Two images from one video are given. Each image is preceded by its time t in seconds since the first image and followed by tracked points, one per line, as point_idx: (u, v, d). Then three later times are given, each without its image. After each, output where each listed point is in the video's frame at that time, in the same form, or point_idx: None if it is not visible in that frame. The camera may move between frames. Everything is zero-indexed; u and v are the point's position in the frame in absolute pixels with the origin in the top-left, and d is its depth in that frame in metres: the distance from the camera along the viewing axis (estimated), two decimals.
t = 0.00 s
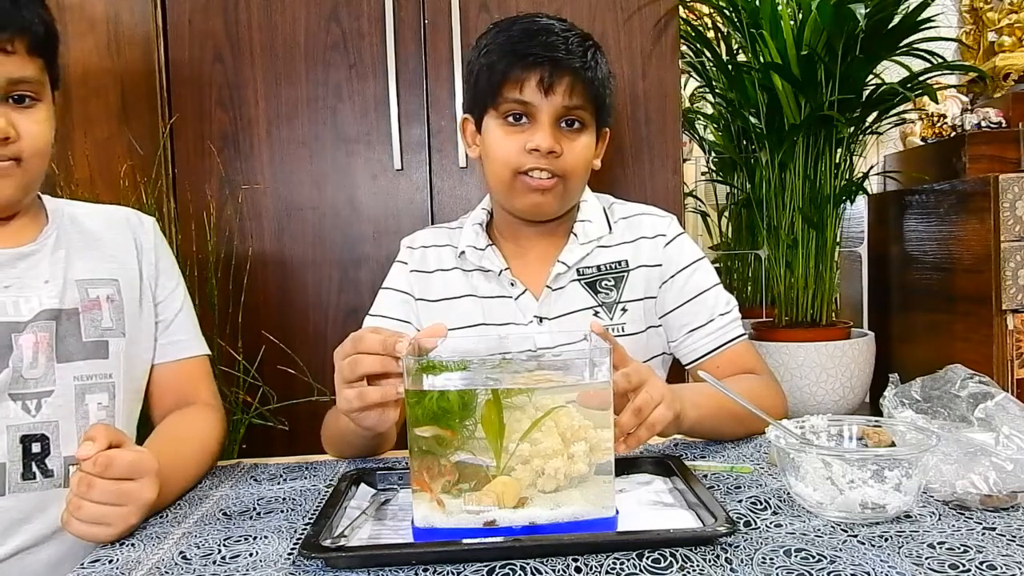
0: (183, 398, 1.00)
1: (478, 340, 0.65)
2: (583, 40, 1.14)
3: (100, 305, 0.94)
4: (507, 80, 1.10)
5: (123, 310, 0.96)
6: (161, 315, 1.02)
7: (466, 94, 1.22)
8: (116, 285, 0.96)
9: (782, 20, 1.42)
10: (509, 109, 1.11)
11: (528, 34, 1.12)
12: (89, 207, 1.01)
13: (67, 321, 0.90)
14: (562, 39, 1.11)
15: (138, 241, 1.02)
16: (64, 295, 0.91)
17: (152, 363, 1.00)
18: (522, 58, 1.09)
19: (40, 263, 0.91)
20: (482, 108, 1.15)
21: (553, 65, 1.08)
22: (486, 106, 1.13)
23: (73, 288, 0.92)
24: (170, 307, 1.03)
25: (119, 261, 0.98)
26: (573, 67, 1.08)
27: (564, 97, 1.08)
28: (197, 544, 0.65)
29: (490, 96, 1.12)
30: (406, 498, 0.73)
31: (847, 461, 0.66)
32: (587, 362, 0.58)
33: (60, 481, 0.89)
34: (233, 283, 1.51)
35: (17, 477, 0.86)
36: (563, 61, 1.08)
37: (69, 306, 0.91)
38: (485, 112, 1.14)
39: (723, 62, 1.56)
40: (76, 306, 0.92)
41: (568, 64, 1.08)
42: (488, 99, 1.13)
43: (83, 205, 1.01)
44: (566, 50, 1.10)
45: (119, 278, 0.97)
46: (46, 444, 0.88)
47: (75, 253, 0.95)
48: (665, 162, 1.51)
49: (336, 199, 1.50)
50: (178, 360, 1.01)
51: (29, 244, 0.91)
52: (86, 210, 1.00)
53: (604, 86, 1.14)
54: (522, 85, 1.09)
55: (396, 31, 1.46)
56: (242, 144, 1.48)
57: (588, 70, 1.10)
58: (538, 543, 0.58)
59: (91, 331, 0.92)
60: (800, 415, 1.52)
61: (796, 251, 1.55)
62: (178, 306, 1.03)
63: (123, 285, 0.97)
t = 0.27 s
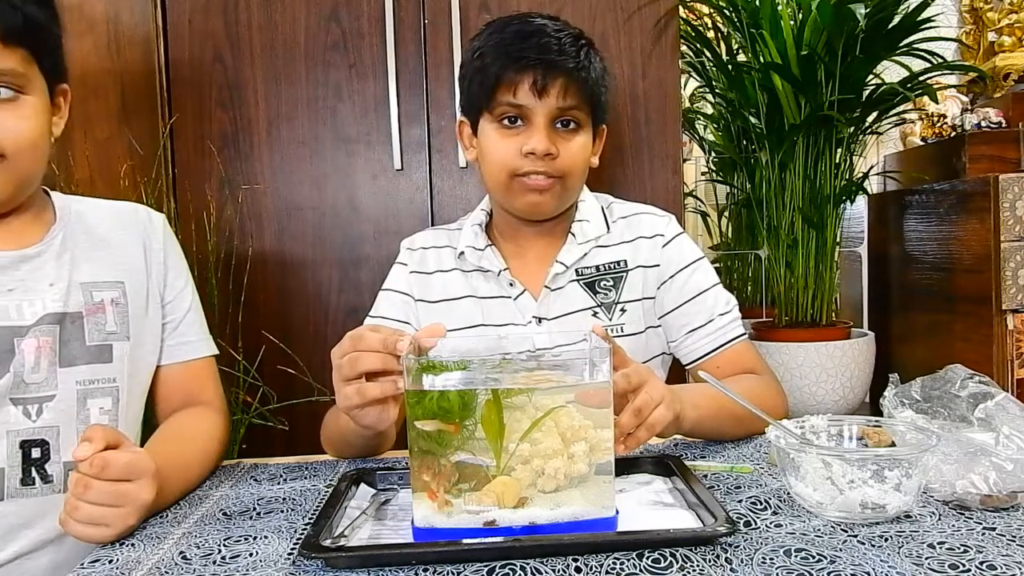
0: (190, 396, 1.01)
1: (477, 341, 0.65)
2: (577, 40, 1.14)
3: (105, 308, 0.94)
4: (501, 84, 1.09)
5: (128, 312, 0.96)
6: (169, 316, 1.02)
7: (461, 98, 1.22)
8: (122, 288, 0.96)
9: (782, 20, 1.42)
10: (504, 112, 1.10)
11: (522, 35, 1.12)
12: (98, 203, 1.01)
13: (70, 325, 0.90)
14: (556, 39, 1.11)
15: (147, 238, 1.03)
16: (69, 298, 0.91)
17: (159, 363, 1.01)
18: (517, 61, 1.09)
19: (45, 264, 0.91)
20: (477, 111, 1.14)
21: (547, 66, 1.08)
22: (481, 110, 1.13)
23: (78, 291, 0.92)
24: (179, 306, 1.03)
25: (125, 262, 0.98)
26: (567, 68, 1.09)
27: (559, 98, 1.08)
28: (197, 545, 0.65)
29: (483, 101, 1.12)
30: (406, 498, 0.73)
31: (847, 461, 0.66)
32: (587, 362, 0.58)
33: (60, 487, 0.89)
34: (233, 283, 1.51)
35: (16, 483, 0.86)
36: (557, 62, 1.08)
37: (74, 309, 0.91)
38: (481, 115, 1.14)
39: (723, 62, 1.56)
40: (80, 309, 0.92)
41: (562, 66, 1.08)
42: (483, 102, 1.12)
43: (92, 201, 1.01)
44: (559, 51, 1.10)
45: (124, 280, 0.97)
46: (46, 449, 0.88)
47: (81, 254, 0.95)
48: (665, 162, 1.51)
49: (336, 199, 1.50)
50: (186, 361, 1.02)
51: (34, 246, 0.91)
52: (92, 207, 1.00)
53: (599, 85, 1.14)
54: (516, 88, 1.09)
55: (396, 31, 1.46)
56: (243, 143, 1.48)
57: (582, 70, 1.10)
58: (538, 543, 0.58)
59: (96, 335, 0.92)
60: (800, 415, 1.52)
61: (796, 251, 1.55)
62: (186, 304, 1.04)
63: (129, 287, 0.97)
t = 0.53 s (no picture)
0: (193, 396, 1.01)
1: (476, 341, 0.65)
2: (573, 41, 1.13)
3: (107, 307, 0.93)
4: (498, 87, 1.09)
5: (130, 312, 0.96)
6: (172, 315, 1.03)
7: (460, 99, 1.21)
8: (124, 286, 0.96)
9: (782, 20, 1.42)
10: (502, 116, 1.10)
11: (519, 37, 1.11)
12: (102, 203, 1.01)
13: (72, 324, 0.90)
14: (553, 42, 1.10)
15: (151, 238, 1.03)
16: (70, 297, 0.91)
17: (161, 362, 1.01)
18: (513, 65, 1.08)
19: (47, 264, 0.91)
20: (476, 114, 1.14)
21: (544, 70, 1.07)
22: (480, 113, 1.13)
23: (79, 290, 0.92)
24: (182, 306, 1.03)
25: (127, 261, 0.98)
26: (564, 71, 1.08)
27: (557, 101, 1.08)
28: (197, 544, 0.65)
29: (482, 105, 1.12)
30: (405, 498, 0.73)
31: (847, 461, 0.66)
32: (587, 363, 0.58)
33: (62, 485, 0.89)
34: (233, 283, 1.51)
35: (20, 481, 0.86)
36: (554, 65, 1.08)
37: (75, 308, 0.91)
38: (479, 118, 1.14)
39: (723, 62, 1.56)
40: (81, 308, 0.91)
41: (559, 69, 1.08)
42: (481, 106, 1.12)
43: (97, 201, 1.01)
44: (556, 54, 1.09)
45: (127, 279, 0.97)
46: (50, 447, 0.88)
47: (83, 254, 0.95)
48: (665, 162, 1.51)
49: (336, 199, 1.50)
50: (189, 360, 1.02)
51: (36, 246, 0.91)
52: (96, 206, 1.00)
53: (596, 86, 1.13)
54: (513, 92, 1.09)
55: (396, 30, 1.46)
56: (243, 143, 1.48)
57: (579, 72, 1.10)
58: (538, 543, 0.59)
59: (98, 334, 0.92)
60: (800, 415, 1.52)
61: (796, 251, 1.55)
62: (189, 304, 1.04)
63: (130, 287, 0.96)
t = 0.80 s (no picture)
0: (193, 396, 1.01)
1: (476, 340, 0.65)
2: (568, 38, 1.14)
3: (107, 307, 0.94)
4: (493, 86, 1.09)
5: (130, 312, 0.95)
6: (172, 315, 1.02)
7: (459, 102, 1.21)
8: (124, 287, 0.96)
9: (782, 20, 1.42)
10: (499, 115, 1.10)
11: (513, 35, 1.12)
12: (105, 204, 1.01)
13: (73, 324, 0.90)
14: (547, 39, 1.11)
15: (153, 238, 1.03)
16: (70, 298, 0.91)
17: (161, 361, 1.01)
18: (507, 63, 1.08)
19: (49, 264, 0.91)
20: (473, 115, 1.15)
21: (538, 66, 1.07)
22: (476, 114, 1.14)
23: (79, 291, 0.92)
24: (182, 306, 1.03)
25: (128, 261, 0.98)
26: (558, 66, 1.08)
27: (551, 98, 1.08)
28: (197, 544, 0.65)
29: (478, 105, 1.13)
30: (406, 498, 0.73)
31: (847, 461, 0.66)
32: (587, 362, 0.58)
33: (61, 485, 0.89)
34: (233, 283, 1.51)
35: (18, 481, 0.87)
36: (548, 61, 1.08)
37: (75, 309, 0.91)
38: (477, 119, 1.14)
39: (722, 62, 1.56)
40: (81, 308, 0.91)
41: (553, 66, 1.08)
42: (478, 106, 1.13)
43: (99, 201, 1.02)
44: (551, 51, 1.09)
45: (127, 279, 0.97)
46: (48, 447, 0.88)
47: (85, 254, 0.95)
48: (665, 162, 1.51)
49: (336, 199, 1.50)
50: (189, 360, 1.02)
51: (38, 246, 0.91)
52: (98, 206, 1.00)
53: (592, 83, 1.13)
54: (508, 90, 1.09)
55: (396, 30, 1.46)
56: (243, 143, 1.48)
57: (574, 68, 1.09)
58: (538, 543, 0.59)
59: (98, 335, 0.92)
60: (800, 415, 1.52)
61: (796, 251, 1.55)
62: (190, 304, 1.04)
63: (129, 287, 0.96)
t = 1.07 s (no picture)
0: (193, 396, 1.01)
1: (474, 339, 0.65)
2: (580, 35, 1.15)
3: (106, 308, 0.94)
4: (503, 68, 1.11)
5: (128, 312, 0.95)
6: (172, 315, 1.02)
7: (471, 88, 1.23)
8: (124, 287, 0.96)
9: (782, 20, 1.42)
10: (504, 98, 1.11)
11: (523, 27, 1.14)
12: (105, 203, 1.01)
13: (72, 324, 0.90)
14: (558, 30, 1.13)
15: (154, 238, 1.03)
16: (70, 298, 0.91)
17: (161, 361, 1.01)
18: (519, 47, 1.10)
19: (49, 264, 0.91)
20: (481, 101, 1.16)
21: (546, 52, 1.09)
22: (484, 95, 1.14)
23: (79, 291, 0.92)
24: (182, 307, 1.03)
25: (129, 261, 0.98)
26: (566, 54, 1.09)
27: (557, 83, 1.08)
28: (197, 544, 0.65)
29: (486, 86, 1.14)
30: (406, 498, 0.73)
31: (847, 461, 0.66)
32: (587, 362, 0.58)
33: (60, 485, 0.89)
34: (233, 283, 1.51)
35: (17, 480, 0.86)
36: (558, 49, 1.10)
37: (75, 309, 0.91)
38: (484, 101, 1.15)
39: (722, 62, 1.56)
40: (81, 308, 0.92)
41: (562, 53, 1.09)
42: (486, 89, 1.14)
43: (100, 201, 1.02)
44: (561, 40, 1.11)
45: (127, 279, 0.97)
46: (48, 447, 0.88)
47: (85, 254, 0.95)
48: (665, 162, 1.51)
49: (336, 199, 1.50)
50: (189, 360, 1.02)
51: (39, 246, 0.91)
52: (99, 206, 1.00)
53: (601, 80, 1.14)
54: (515, 72, 1.10)
55: (396, 30, 1.46)
56: (243, 143, 1.48)
57: (582, 58, 1.11)
58: (538, 543, 0.58)
59: (97, 334, 0.92)
60: (800, 415, 1.52)
61: (796, 251, 1.55)
62: (189, 304, 1.04)
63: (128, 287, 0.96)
